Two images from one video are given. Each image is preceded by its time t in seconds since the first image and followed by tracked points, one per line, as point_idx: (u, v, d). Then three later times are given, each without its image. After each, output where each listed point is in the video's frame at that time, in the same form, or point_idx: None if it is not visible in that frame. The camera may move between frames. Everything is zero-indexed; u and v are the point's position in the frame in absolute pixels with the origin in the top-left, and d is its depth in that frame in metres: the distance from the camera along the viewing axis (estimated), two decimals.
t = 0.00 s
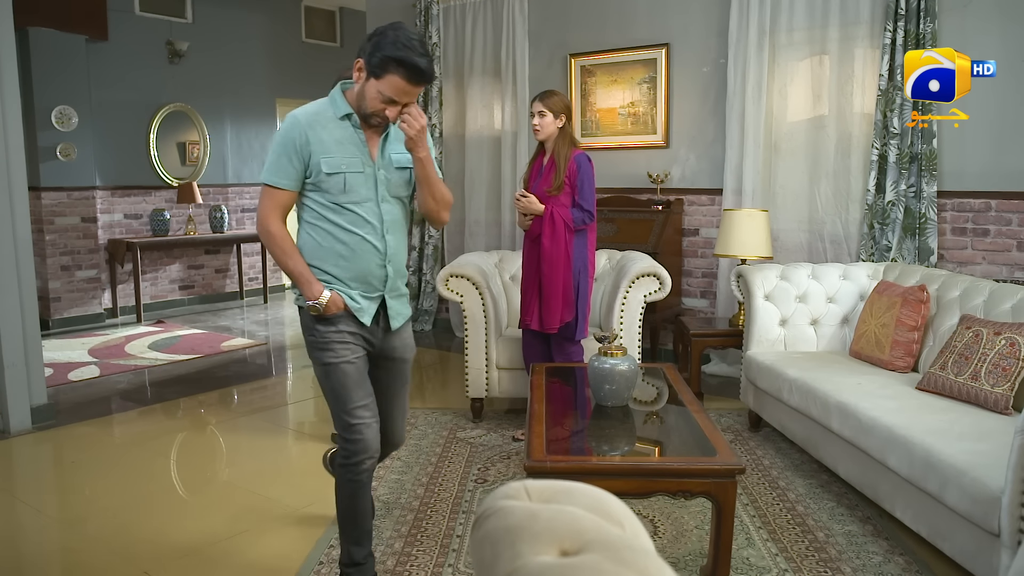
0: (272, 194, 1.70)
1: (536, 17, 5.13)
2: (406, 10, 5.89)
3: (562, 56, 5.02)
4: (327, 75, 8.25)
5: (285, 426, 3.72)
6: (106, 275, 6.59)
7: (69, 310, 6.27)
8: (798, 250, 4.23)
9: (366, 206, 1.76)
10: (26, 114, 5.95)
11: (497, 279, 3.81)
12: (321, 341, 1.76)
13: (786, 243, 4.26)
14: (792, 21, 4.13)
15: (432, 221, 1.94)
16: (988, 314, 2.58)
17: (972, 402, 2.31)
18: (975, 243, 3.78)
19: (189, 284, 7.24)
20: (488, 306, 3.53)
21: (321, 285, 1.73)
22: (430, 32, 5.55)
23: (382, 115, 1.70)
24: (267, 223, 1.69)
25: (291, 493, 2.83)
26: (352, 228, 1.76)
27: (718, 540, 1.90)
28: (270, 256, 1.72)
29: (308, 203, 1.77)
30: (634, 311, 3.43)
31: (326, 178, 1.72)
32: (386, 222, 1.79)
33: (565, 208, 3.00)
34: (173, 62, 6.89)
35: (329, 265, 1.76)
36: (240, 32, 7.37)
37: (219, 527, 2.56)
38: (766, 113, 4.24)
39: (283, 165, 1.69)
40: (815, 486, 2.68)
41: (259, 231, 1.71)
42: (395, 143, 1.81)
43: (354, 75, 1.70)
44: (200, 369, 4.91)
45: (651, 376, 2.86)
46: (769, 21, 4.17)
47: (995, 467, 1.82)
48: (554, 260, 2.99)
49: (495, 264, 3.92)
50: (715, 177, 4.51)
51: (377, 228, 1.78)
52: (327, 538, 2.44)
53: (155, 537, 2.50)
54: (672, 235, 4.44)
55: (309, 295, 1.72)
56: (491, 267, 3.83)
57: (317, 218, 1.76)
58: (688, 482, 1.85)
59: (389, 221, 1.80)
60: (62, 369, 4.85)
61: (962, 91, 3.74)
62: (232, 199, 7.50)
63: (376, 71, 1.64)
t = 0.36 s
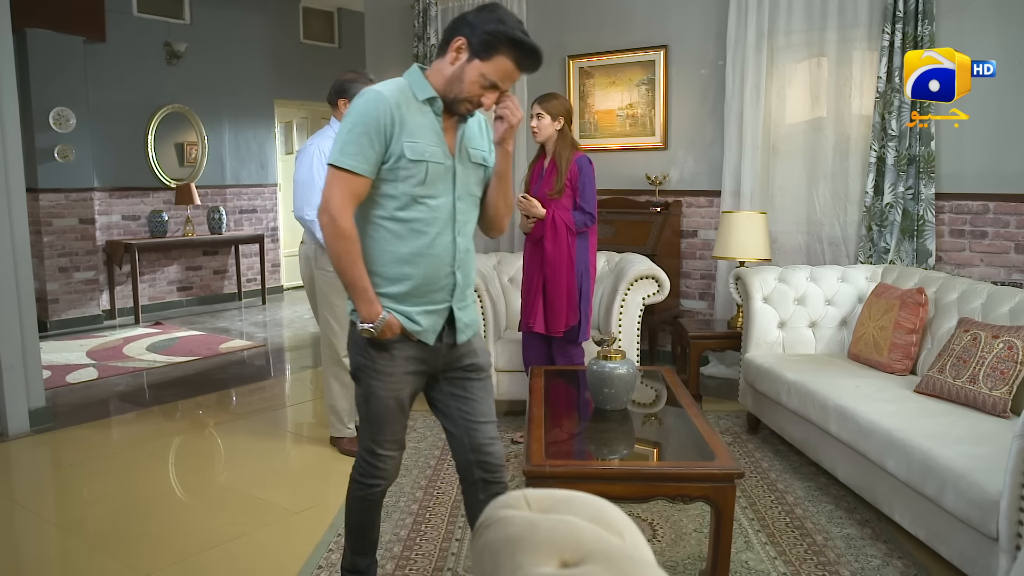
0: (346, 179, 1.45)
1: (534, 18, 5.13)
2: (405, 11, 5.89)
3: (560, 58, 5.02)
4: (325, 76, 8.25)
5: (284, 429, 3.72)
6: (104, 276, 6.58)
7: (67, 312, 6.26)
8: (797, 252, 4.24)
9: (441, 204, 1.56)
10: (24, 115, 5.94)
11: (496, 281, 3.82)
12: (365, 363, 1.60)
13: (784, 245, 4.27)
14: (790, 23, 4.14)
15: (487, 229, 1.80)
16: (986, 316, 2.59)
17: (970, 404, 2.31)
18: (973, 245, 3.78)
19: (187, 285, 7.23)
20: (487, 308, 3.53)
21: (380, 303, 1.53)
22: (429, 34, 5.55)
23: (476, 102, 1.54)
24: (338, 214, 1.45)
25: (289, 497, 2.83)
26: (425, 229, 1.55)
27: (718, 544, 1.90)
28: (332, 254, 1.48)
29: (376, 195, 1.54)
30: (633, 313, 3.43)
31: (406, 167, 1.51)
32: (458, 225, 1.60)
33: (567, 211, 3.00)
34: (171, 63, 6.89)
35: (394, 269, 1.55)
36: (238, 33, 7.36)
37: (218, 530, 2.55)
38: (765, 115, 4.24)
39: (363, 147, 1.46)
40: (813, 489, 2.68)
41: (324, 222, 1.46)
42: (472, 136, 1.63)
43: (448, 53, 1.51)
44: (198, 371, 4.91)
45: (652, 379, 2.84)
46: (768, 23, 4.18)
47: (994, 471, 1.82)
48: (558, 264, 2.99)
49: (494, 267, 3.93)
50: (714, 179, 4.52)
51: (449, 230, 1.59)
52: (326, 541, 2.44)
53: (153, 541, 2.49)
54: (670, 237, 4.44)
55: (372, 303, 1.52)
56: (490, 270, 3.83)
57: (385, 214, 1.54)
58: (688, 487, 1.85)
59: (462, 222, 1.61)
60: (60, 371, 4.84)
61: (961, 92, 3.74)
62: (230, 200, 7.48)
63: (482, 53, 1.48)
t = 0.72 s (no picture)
0: (495, 185, 1.21)
1: (531, 20, 5.13)
2: (402, 13, 5.88)
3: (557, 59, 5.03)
4: (323, 77, 8.24)
5: (282, 432, 3.71)
6: (101, 278, 6.57)
7: (64, 313, 6.25)
8: (794, 254, 4.24)
9: (596, 203, 1.32)
10: (20, 116, 5.93)
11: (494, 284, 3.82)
12: (539, 388, 1.29)
13: (782, 247, 4.27)
14: (787, 25, 4.14)
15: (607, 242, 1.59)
16: (983, 320, 2.60)
17: (967, 409, 2.32)
18: (970, 247, 3.79)
19: (185, 287, 7.22)
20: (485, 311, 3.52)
21: (554, 312, 1.26)
22: (426, 35, 5.55)
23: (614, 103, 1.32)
24: (495, 224, 1.20)
25: (287, 501, 2.82)
26: (585, 231, 1.30)
27: (717, 549, 1.90)
28: (491, 272, 1.22)
29: (521, 204, 1.29)
30: (631, 315, 3.43)
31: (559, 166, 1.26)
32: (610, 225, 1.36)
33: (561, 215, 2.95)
34: (168, 64, 6.88)
35: (557, 280, 1.29)
36: (235, 34, 7.34)
37: (217, 535, 2.55)
38: (763, 117, 4.25)
39: (511, 149, 1.21)
40: (811, 493, 2.69)
41: (474, 237, 1.21)
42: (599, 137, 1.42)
43: (582, 46, 1.29)
44: (195, 374, 4.90)
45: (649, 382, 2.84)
46: (765, 25, 4.18)
47: (992, 476, 1.82)
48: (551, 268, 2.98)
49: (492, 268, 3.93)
50: (711, 181, 4.52)
51: (603, 231, 1.34)
52: (325, 546, 2.44)
53: (152, 545, 2.49)
54: (668, 239, 4.45)
55: (546, 315, 1.24)
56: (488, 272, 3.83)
57: (538, 221, 1.28)
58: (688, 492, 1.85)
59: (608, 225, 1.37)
60: (57, 374, 4.83)
61: (961, 92, 3.74)
62: (228, 201, 7.46)
63: (627, 45, 1.25)
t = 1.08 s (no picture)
0: (716, 210, 1.22)
1: (529, 22, 5.13)
2: (399, 14, 5.88)
3: (554, 62, 5.02)
4: (319, 78, 8.23)
5: (279, 436, 3.70)
6: (97, 280, 6.55)
7: (60, 315, 6.22)
8: (791, 257, 4.25)
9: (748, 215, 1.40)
10: (16, 118, 5.91)
11: (491, 287, 3.82)
12: (746, 408, 1.31)
13: (779, 250, 4.27)
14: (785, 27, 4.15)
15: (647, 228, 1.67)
16: (980, 325, 2.60)
17: (965, 413, 2.32)
18: (967, 250, 3.79)
19: (181, 288, 7.20)
20: (483, 314, 3.51)
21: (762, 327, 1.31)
22: (423, 37, 5.55)
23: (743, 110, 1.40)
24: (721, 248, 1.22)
25: (285, 505, 2.81)
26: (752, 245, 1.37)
27: (715, 554, 1.90)
28: (722, 297, 1.24)
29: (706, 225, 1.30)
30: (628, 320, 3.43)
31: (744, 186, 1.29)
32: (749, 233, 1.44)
33: (559, 217, 2.98)
34: (164, 65, 6.87)
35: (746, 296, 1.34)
36: (232, 36, 7.33)
37: (214, 541, 2.54)
38: (759, 120, 4.25)
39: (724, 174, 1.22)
40: (809, 496, 2.69)
41: (703, 264, 1.22)
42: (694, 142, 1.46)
43: (720, 58, 1.32)
44: (192, 376, 4.88)
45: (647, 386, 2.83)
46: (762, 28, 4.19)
47: (989, 482, 1.82)
48: (546, 272, 2.99)
49: (489, 272, 3.94)
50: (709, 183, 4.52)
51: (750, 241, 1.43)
52: (322, 551, 2.43)
53: (149, 551, 2.48)
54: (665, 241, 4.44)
55: (762, 332, 1.29)
56: (486, 275, 3.84)
57: (730, 244, 1.30)
58: (687, 498, 1.82)
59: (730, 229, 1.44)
60: (53, 377, 4.81)
61: (961, 92, 3.73)
62: (224, 203, 7.44)
63: (773, 57, 1.33)
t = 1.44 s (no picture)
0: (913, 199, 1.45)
1: (525, 24, 5.13)
2: (395, 16, 5.87)
3: (551, 64, 5.02)
4: (316, 79, 8.22)
5: (276, 439, 3.69)
6: (93, 282, 6.54)
7: (56, 318, 6.20)
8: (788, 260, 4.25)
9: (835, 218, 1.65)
10: (11, 120, 5.89)
11: (489, 290, 3.82)
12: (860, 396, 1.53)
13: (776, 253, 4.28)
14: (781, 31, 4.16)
15: (681, 202, 1.71)
16: (977, 329, 2.61)
17: (962, 418, 2.32)
18: (963, 253, 3.80)
19: (177, 290, 7.19)
20: (480, 318, 3.51)
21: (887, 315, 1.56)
22: (420, 38, 5.55)
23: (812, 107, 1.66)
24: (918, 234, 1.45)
25: (281, 511, 2.81)
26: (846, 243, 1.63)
27: (713, 562, 1.89)
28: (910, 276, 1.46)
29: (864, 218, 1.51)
30: (626, 323, 3.43)
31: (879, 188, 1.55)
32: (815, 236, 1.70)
33: (554, 221, 2.97)
34: (160, 67, 6.85)
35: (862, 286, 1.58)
36: (228, 37, 7.31)
37: (210, 547, 2.53)
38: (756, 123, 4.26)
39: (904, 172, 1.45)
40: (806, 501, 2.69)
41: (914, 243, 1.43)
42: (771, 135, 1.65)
43: (835, 65, 1.56)
44: (189, 379, 4.87)
45: (644, 390, 2.83)
46: (759, 31, 4.20)
47: (986, 489, 1.82)
48: (541, 276, 2.98)
49: (486, 275, 3.94)
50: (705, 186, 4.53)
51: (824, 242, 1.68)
52: (319, 557, 2.43)
53: (146, 556, 2.47)
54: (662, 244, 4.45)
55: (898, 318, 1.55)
56: (483, 278, 3.84)
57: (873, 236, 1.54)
58: (684, 505, 1.83)
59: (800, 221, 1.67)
60: (49, 380, 4.80)
61: (961, 92, 3.73)
62: (220, 204, 7.43)
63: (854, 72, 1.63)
